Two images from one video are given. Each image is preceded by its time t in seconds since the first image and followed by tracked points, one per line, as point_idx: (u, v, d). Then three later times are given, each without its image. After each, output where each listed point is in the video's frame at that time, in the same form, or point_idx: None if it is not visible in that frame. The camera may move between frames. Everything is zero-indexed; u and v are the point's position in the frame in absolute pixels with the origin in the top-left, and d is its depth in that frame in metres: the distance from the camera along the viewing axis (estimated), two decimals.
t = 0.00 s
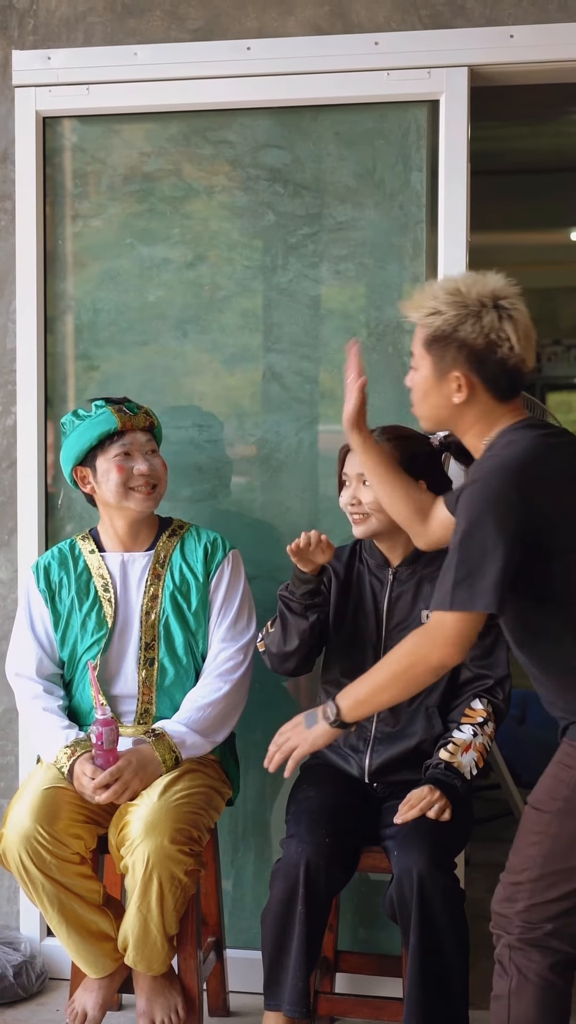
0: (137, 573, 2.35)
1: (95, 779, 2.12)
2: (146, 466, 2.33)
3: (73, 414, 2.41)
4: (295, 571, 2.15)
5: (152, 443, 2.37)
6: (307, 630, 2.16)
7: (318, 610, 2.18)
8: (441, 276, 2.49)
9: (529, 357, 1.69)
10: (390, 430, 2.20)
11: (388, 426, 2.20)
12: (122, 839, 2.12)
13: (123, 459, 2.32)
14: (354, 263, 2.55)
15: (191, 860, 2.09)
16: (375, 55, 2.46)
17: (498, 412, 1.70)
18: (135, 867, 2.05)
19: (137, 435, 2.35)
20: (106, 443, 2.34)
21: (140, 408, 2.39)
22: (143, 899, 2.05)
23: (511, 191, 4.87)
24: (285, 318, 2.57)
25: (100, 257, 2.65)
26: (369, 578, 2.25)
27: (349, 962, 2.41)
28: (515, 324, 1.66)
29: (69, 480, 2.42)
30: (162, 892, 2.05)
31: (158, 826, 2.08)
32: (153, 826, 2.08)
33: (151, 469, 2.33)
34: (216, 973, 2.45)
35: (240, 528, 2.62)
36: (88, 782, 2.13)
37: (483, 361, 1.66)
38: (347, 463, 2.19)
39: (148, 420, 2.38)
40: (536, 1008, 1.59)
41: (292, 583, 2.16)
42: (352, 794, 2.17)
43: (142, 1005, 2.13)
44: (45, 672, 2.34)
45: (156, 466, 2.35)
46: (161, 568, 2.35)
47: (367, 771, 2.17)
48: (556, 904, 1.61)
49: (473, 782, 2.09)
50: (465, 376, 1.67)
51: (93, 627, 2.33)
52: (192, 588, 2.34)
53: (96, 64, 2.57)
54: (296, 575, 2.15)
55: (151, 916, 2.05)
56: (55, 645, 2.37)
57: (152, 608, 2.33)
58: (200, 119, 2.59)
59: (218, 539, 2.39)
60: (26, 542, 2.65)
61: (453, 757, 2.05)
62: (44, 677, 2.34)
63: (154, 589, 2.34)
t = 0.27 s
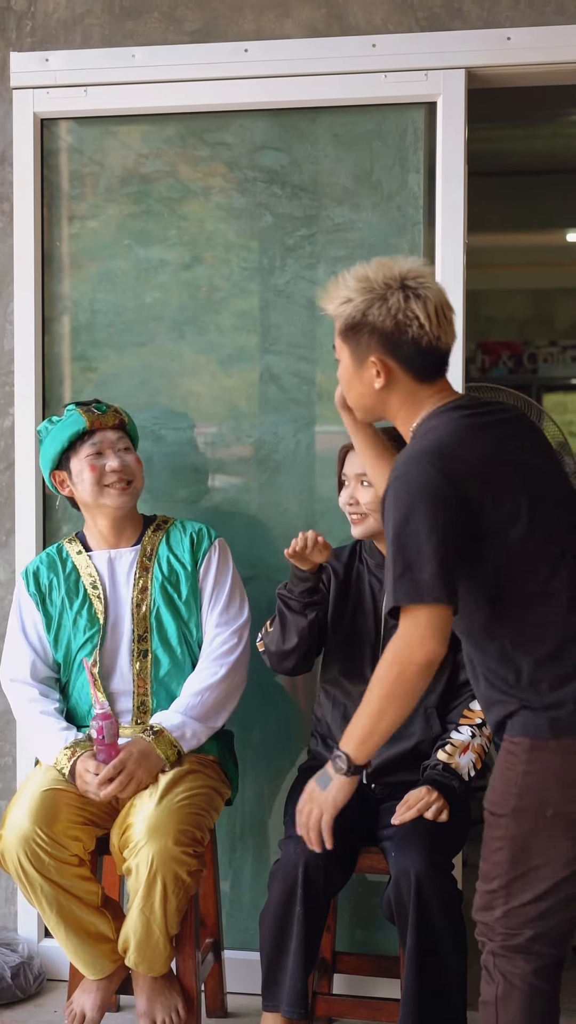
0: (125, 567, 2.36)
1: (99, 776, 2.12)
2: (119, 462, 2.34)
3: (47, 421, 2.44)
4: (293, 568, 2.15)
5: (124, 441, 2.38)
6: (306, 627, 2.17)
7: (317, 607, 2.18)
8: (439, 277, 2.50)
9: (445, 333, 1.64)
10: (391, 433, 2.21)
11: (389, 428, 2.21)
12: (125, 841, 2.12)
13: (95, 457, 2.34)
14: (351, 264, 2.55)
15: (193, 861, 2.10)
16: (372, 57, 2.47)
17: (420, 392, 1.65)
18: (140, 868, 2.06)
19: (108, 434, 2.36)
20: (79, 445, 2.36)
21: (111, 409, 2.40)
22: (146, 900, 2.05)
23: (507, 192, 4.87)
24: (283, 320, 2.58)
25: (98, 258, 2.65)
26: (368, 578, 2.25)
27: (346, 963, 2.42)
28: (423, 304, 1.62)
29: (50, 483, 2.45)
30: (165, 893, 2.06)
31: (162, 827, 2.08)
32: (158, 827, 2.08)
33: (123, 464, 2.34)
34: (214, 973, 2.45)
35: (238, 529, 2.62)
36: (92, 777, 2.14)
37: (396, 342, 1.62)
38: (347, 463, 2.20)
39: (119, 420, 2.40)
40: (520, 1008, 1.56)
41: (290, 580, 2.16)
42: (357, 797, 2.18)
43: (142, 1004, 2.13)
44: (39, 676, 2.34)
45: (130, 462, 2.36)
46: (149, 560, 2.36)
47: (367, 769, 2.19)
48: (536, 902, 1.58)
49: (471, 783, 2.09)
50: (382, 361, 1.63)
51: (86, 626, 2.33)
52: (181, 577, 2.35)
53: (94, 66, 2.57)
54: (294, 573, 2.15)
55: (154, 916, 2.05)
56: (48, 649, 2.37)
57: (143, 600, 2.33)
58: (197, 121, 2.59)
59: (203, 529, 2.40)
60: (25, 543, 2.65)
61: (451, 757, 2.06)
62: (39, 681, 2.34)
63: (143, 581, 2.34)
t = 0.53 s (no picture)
0: (117, 573, 2.36)
1: (92, 785, 2.12)
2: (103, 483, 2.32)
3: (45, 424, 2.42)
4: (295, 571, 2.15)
5: (113, 456, 2.35)
6: (307, 630, 2.17)
7: (318, 611, 2.18)
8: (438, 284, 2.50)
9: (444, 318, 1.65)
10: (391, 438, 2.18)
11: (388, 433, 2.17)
12: (119, 847, 2.12)
13: (82, 476, 2.33)
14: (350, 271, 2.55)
15: (189, 864, 2.10)
16: (372, 64, 2.48)
17: (419, 380, 1.66)
18: (135, 874, 2.06)
19: (96, 451, 2.34)
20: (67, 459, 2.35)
21: (101, 420, 2.36)
22: (142, 904, 2.06)
23: (506, 198, 4.88)
24: (282, 326, 2.58)
25: (97, 264, 2.65)
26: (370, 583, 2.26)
27: (345, 969, 2.42)
28: (422, 290, 1.62)
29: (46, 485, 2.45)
30: (162, 897, 2.06)
31: (156, 832, 2.08)
32: (151, 832, 2.08)
33: (107, 487, 2.32)
34: (213, 978, 2.45)
35: (237, 536, 2.62)
36: (84, 786, 2.14)
37: (395, 329, 1.63)
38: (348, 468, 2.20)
39: (108, 434, 2.35)
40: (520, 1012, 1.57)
41: (292, 585, 2.16)
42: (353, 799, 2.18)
43: (141, 1010, 2.12)
44: (34, 682, 2.34)
45: (116, 481, 2.34)
46: (140, 569, 2.36)
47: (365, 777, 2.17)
48: (532, 910, 1.59)
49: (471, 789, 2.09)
50: (381, 348, 1.64)
51: (76, 632, 2.33)
52: (171, 586, 2.35)
53: (93, 73, 2.58)
54: (296, 576, 2.15)
55: (151, 921, 2.05)
56: (42, 654, 2.37)
57: (133, 609, 2.34)
58: (197, 128, 2.60)
59: (195, 538, 2.40)
60: (24, 549, 2.65)
61: (451, 764, 2.06)
62: (35, 687, 2.34)
63: (134, 590, 2.34)
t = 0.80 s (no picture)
0: (120, 579, 2.36)
1: (85, 791, 2.12)
2: (97, 497, 2.30)
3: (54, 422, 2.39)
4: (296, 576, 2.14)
5: (110, 469, 2.31)
6: (305, 634, 2.16)
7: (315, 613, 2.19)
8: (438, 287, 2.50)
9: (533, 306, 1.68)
10: (393, 444, 2.16)
11: (389, 440, 2.16)
12: (117, 852, 2.11)
13: (78, 488, 2.31)
14: (350, 275, 2.55)
15: (187, 869, 2.10)
16: (371, 68, 2.48)
17: (502, 367, 1.69)
18: (133, 878, 2.05)
19: (91, 463, 2.31)
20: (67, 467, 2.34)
21: (98, 432, 2.31)
22: (140, 909, 2.05)
23: (505, 202, 4.88)
24: (282, 330, 2.58)
25: (97, 268, 2.65)
26: (369, 586, 2.26)
27: (345, 973, 2.41)
28: (513, 278, 1.65)
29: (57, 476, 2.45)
30: (160, 902, 2.05)
31: (153, 836, 2.08)
32: (149, 836, 2.07)
33: (99, 502, 2.30)
34: (214, 983, 2.44)
35: (237, 539, 2.62)
36: (78, 792, 2.13)
37: (484, 313, 1.66)
38: (354, 479, 2.17)
39: (105, 445, 2.31)
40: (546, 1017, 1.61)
41: (291, 587, 2.17)
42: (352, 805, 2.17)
43: (140, 1015, 2.12)
44: (36, 685, 2.34)
45: (110, 495, 2.31)
46: (143, 576, 2.36)
47: (365, 779, 2.17)
48: (554, 913, 1.65)
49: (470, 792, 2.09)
50: (467, 331, 1.68)
51: (77, 635, 2.33)
52: (173, 594, 2.35)
53: (93, 77, 2.58)
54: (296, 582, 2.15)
55: (149, 926, 2.05)
56: (43, 656, 2.37)
57: (134, 616, 2.33)
58: (196, 131, 2.60)
59: (200, 545, 2.39)
60: (24, 553, 2.65)
61: (450, 766, 2.05)
62: (36, 690, 2.34)
63: (135, 597, 2.34)
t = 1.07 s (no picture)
0: (132, 590, 2.36)
1: (87, 794, 2.12)
2: (107, 536, 2.28)
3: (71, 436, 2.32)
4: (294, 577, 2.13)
5: (120, 511, 2.26)
6: (307, 634, 2.16)
7: (317, 614, 2.17)
8: (439, 290, 2.51)
9: None
10: (397, 451, 2.17)
11: (394, 446, 2.17)
12: (119, 855, 2.12)
13: (89, 523, 2.29)
14: (351, 278, 2.55)
15: (189, 874, 2.09)
16: (371, 72, 2.48)
17: None
18: (135, 883, 2.05)
19: (102, 505, 2.26)
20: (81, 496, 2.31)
21: (108, 477, 2.24)
22: (142, 913, 2.05)
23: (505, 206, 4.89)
24: (283, 333, 2.58)
25: (98, 271, 2.65)
26: (368, 590, 2.25)
27: (347, 977, 2.41)
28: None
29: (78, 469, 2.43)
30: (161, 906, 2.05)
31: (156, 840, 2.07)
32: (152, 841, 2.07)
33: (109, 542, 2.27)
34: (215, 988, 2.43)
35: (238, 543, 2.62)
36: (80, 796, 2.13)
37: None
38: (361, 487, 2.16)
39: (115, 491, 2.25)
40: (538, 980, 1.67)
41: (291, 588, 2.15)
42: (353, 811, 2.15)
43: (142, 1019, 2.12)
44: (43, 687, 2.35)
45: (121, 534, 2.28)
46: (156, 587, 2.35)
47: (366, 784, 2.17)
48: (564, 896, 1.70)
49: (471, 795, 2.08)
50: None
51: (87, 641, 2.33)
52: (185, 606, 2.34)
53: (93, 80, 2.58)
54: (294, 582, 2.13)
55: (151, 930, 2.05)
56: (51, 657, 2.37)
57: (145, 627, 2.33)
58: (197, 135, 2.60)
59: (214, 559, 2.38)
60: (24, 557, 2.65)
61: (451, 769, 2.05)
62: (44, 692, 2.34)
63: (147, 609, 2.34)
